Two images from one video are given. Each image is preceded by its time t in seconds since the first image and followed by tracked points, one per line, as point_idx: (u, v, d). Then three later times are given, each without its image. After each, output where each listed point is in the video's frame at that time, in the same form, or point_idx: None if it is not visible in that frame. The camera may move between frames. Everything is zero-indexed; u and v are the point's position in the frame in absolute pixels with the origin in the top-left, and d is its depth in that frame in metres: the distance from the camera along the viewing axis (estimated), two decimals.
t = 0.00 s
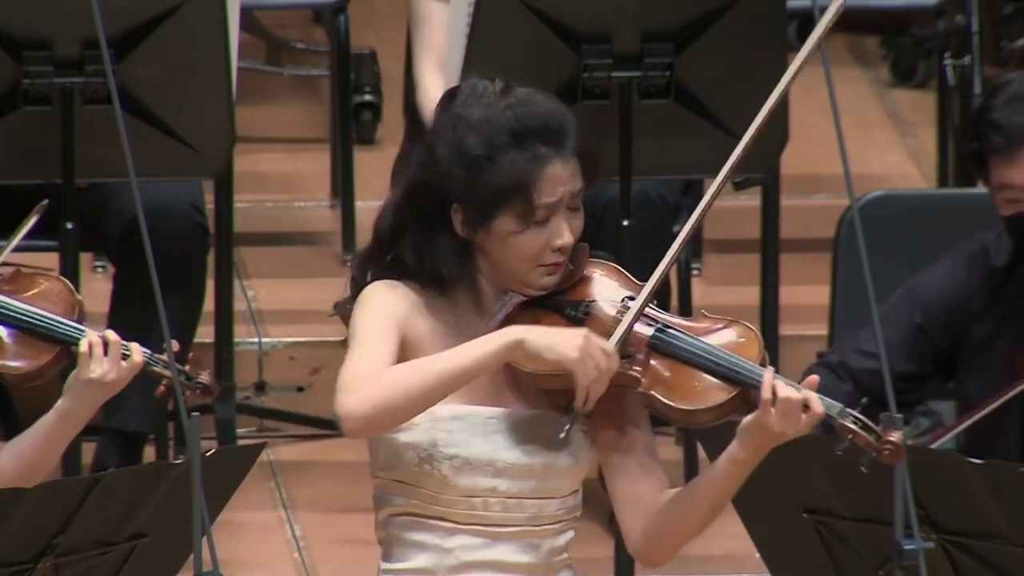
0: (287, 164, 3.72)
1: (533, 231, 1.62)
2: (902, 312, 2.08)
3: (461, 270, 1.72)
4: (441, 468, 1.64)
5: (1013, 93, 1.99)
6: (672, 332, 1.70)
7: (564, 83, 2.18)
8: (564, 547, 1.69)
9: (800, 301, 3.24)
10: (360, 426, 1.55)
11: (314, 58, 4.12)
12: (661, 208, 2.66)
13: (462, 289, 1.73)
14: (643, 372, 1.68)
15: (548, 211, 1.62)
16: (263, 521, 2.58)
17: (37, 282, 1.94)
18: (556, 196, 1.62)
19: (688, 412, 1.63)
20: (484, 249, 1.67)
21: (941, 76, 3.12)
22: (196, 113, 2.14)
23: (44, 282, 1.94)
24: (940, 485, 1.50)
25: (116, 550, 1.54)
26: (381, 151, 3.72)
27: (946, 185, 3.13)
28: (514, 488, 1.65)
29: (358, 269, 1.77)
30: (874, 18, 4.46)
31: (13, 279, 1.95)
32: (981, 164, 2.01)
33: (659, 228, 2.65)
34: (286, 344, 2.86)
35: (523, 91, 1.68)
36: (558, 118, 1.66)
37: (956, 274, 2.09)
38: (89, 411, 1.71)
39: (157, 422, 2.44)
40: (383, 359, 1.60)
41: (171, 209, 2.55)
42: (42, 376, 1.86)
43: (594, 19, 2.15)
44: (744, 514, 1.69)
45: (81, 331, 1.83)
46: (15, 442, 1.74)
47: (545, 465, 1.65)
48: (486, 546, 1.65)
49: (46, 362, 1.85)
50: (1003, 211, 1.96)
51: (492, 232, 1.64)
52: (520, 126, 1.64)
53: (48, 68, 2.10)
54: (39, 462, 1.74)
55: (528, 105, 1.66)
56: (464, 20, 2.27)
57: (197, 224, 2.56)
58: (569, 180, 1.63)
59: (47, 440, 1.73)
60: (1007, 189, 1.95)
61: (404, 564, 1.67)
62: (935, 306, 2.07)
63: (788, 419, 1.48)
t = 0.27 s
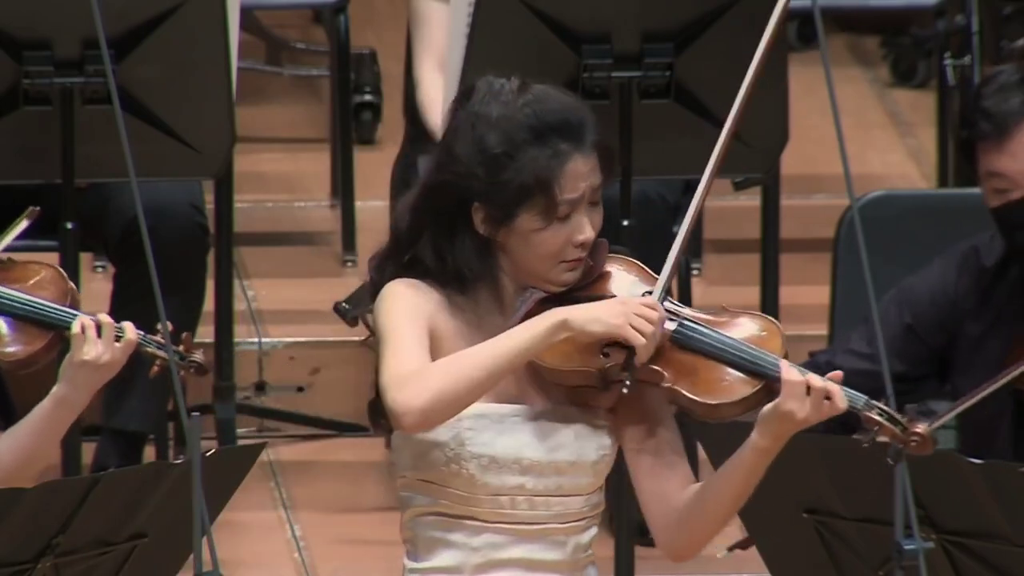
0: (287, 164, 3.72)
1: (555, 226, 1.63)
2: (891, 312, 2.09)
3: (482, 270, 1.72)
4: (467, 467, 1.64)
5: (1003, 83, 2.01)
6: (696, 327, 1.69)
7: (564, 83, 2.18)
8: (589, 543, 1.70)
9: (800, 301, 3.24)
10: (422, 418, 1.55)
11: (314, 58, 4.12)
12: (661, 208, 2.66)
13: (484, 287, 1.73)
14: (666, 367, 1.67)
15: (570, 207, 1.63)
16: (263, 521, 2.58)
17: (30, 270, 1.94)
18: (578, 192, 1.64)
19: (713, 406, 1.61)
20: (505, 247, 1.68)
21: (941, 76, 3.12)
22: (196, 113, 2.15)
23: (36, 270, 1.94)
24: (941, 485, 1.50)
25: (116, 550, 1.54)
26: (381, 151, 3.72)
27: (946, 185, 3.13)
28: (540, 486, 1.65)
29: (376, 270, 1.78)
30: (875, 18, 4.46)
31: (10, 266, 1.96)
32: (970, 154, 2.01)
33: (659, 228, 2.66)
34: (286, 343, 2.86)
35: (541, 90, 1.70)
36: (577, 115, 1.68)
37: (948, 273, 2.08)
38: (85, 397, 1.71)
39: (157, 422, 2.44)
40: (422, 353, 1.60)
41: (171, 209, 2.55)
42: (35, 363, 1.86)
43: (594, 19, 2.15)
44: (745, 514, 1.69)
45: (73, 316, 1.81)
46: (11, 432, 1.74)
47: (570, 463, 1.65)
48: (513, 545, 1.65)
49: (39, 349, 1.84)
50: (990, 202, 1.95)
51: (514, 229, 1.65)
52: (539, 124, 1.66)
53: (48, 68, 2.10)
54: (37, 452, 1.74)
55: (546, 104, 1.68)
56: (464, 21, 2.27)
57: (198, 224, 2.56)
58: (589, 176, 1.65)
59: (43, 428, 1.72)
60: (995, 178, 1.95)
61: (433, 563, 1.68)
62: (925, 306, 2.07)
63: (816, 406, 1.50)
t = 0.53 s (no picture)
0: (287, 164, 3.72)
1: (589, 220, 1.63)
2: (883, 310, 2.08)
3: (513, 265, 1.72)
4: (501, 465, 1.64)
5: (988, 79, 2.00)
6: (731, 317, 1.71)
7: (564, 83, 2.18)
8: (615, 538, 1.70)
9: (801, 301, 3.24)
10: (442, 433, 1.55)
11: (314, 58, 4.12)
12: (662, 208, 2.66)
13: (513, 283, 1.73)
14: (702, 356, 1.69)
15: (603, 199, 1.63)
16: (263, 521, 2.58)
17: (30, 274, 1.95)
18: (610, 184, 1.63)
19: (752, 394, 1.63)
20: (538, 244, 1.67)
21: (941, 76, 3.12)
22: (196, 114, 2.15)
23: (36, 274, 1.94)
24: (940, 485, 1.50)
25: (116, 550, 1.54)
26: (381, 151, 3.72)
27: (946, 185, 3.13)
28: (573, 483, 1.66)
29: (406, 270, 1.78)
30: (875, 18, 4.46)
31: (10, 271, 1.96)
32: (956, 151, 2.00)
33: (660, 228, 2.66)
34: (286, 343, 2.86)
35: (567, 83, 1.70)
36: (604, 106, 1.67)
37: (942, 271, 2.05)
38: (85, 401, 1.71)
39: (157, 422, 2.44)
40: (444, 365, 1.60)
41: (171, 209, 2.55)
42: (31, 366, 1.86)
43: (595, 19, 2.15)
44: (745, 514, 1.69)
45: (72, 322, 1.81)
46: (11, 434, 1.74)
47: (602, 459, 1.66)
48: (546, 542, 1.66)
49: (39, 353, 1.85)
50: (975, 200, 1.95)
51: (548, 224, 1.64)
52: (570, 117, 1.65)
53: (48, 68, 2.10)
54: (36, 454, 1.74)
55: (573, 96, 1.67)
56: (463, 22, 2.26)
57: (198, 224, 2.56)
58: (619, 168, 1.65)
59: (42, 431, 1.72)
60: (979, 175, 1.95)
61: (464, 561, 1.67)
62: (917, 303, 2.05)
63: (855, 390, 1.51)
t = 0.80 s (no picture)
0: (287, 164, 3.72)
1: (621, 215, 1.64)
2: (882, 302, 2.11)
3: (541, 264, 1.72)
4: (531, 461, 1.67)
5: (984, 81, 2.00)
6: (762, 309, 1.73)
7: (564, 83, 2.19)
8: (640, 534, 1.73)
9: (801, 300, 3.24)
10: (449, 455, 1.54)
11: (314, 58, 4.12)
12: (662, 208, 2.67)
13: (539, 279, 1.74)
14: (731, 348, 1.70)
15: (634, 194, 1.64)
16: (263, 521, 2.58)
17: (33, 281, 1.95)
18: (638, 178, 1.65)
19: (782, 384, 1.65)
20: (569, 242, 1.68)
21: (941, 76, 3.13)
22: (196, 114, 2.15)
23: (42, 281, 1.94)
24: (940, 485, 1.50)
25: (116, 550, 1.54)
26: (381, 151, 3.72)
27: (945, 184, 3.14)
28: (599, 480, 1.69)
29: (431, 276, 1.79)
30: (875, 18, 4.46)
31: (11, 280, 1.96)
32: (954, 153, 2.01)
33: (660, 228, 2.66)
34: (286, 343, 2.87)
35: (586, 78, 1.70)
36: (627, 99, 1.68)
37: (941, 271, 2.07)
38: (87, 412, 1.71)
39: (157, 422, 2.44)
40: (459, 384, 1.59)
41: (171, 209, 2.55)
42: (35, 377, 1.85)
43: (595, 19, 2.16)
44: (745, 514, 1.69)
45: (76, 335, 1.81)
46: (14, 442, 1.75)
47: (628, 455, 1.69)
48: (572, 538, 1.68)
49: (42, 364, 1.84)
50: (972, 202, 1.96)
51: (580, 221, 1.65)
52: (595, 112, 1.66)
53: (48, 68, 2.10)
54: (37, 463, 1.75)
55: (596, 92, 1.68)
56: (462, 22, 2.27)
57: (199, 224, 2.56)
58: (644, 161, 1.66)
59: (43, 441, 1.73)
60: (974, 178, 1.96)
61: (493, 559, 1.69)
62: (914, 302, 2.07)
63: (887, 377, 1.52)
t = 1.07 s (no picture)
0: (287, 164, 3.72)
1: (632, 206, 1.63)
2: (884, 303, 2.10)
3: (553, 254, 1.72)
4: (542, 456, 1.65)
5: (999, 84, 2.02)
6: (770, 306, 1.71)
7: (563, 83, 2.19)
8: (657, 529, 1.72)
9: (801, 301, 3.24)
10: (406, 468, 1.54)
11: (314, 58, 4.12)
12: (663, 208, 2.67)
13: (554, 271, 1.74)
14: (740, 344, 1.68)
15: (646, 185, 1.64)
16: (263, 521, 2.58)
17: (41, 287, 1.95)
18: (651, 170, 1.64)
19: (791, 381, 1.63)
20: (580, 232, 1.67)
21: (941, 75, 3.13)
22: (196, 114, 2.15)
23: (49, 286, 1.95)
24: (940, 485, 1.50)
25: (116, 550, 1.54)
26: (381, 151, 3.72)
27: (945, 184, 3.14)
28: (613, 476, 1.66)
29: (446, 267, 1.80)
30: (876, 18, 4.46)
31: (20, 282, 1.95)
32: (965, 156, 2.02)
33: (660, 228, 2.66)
34: (286, 343, 2.87)
35: (604, 71, 1.70)
36: (645, 93, 1.68)
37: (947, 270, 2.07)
38: (94, 419, 1.72)
39: (157, 422, 2.44)
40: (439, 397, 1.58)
41: (171, 209, 2.55)
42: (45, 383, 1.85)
43: (595, 19, 2.16)
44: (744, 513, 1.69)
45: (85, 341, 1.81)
46: (21, 447, 1.76)
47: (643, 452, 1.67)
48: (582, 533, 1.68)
49: (49, 369, 1.84)
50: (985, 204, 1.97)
51: (590, 211, 1.65)
52: (611, 104, 1.66)
53: (48, 68, 2.10)
54: (42, 467, 1.76)
55: (614, 84, 1.68)
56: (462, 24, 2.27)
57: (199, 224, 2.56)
58: (659, 154, 1.65)
59: (49, 446, 1.74)
60: (989, 181, 1.96)
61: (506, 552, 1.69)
62: (919, 302, 2.07)
63: (895, 381, 1.46)
